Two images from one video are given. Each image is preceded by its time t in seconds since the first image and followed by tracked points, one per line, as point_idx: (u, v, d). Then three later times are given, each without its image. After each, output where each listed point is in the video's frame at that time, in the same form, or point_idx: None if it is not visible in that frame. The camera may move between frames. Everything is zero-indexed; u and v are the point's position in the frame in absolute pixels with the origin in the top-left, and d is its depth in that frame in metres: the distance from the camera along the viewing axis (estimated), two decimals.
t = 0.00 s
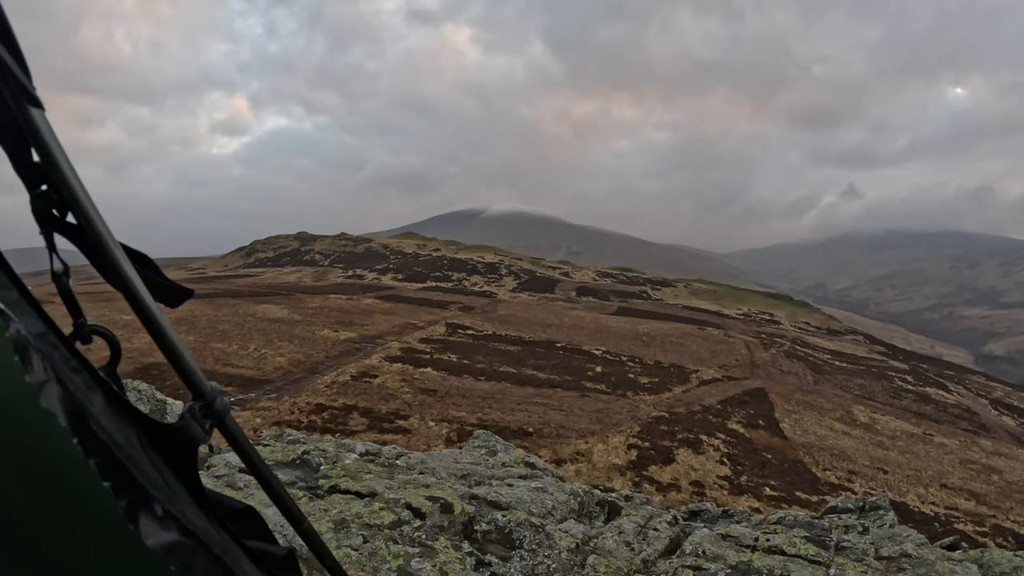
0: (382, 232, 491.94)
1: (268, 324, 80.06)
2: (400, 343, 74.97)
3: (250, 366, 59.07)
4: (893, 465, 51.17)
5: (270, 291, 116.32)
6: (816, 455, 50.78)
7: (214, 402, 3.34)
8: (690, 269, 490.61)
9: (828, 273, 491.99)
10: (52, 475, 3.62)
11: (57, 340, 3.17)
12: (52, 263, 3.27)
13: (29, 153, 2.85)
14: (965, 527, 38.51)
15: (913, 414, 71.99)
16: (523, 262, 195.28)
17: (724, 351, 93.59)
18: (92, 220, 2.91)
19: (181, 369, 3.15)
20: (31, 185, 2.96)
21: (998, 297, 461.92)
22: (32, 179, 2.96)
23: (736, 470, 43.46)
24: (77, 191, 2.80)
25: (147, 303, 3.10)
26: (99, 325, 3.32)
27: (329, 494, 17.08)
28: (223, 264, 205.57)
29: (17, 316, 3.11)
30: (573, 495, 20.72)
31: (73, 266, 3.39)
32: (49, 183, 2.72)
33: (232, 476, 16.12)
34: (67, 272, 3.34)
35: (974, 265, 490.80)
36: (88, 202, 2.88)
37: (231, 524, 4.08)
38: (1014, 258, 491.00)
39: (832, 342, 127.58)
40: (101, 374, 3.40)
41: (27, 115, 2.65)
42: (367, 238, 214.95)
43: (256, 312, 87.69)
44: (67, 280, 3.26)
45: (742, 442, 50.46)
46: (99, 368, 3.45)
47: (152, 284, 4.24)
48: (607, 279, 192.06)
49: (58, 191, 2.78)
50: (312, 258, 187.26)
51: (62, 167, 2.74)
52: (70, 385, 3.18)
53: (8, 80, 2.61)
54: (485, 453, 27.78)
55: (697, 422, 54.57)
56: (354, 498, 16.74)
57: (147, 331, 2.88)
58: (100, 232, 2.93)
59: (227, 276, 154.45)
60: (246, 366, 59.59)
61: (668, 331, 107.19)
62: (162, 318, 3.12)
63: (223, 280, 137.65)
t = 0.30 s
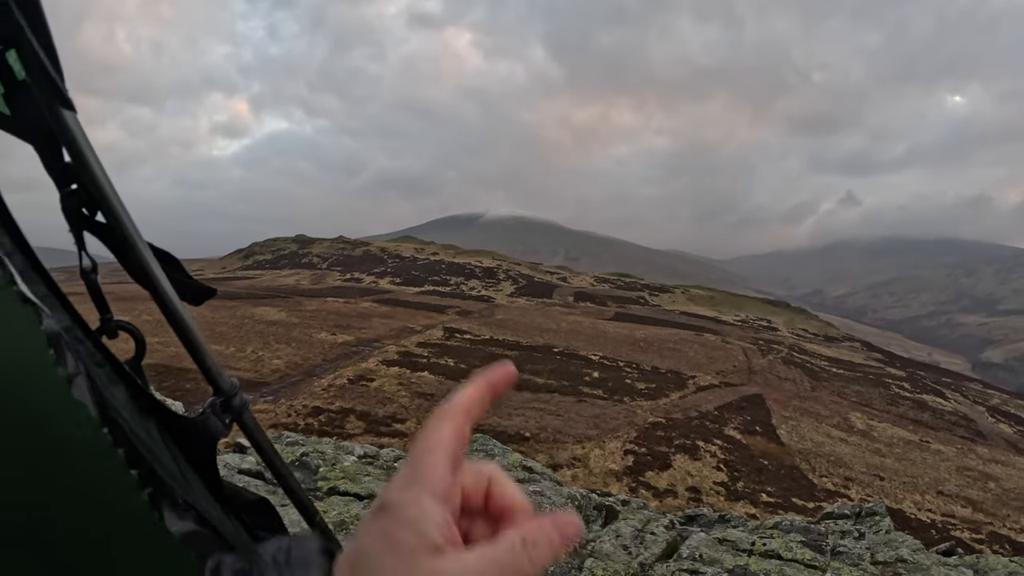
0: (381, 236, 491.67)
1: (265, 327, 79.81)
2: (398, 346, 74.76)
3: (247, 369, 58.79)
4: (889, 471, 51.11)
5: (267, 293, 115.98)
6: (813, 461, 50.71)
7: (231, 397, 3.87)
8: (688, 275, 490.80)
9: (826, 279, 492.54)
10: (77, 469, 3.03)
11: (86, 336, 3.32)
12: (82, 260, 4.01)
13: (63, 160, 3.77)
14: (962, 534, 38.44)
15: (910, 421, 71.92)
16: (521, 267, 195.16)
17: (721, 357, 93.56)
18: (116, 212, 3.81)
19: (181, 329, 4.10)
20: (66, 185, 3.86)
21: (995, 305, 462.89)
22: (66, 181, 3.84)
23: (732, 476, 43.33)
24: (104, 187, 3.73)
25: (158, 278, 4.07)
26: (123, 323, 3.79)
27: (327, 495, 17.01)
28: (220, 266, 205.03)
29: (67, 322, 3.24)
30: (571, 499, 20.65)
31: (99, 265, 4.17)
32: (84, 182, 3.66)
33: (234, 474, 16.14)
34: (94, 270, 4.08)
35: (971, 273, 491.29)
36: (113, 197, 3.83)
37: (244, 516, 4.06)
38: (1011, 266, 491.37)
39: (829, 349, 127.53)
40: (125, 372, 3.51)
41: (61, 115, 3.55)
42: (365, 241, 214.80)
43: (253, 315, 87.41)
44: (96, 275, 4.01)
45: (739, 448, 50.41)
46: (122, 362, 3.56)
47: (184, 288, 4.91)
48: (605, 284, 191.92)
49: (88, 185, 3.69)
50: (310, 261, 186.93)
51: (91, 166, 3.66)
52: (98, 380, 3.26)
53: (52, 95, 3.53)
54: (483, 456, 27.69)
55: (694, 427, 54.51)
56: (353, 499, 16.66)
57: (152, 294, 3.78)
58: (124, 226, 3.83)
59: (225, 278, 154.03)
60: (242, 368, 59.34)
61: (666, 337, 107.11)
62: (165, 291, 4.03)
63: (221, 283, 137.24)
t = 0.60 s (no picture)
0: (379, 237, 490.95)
1: (263, 328, 79.32)
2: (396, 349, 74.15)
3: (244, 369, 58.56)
4: (887, 476, 51.10)
5: (265, 295, 115.40)
6: (810, 465, 50.67)
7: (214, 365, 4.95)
8: (687, 278, 490.62)
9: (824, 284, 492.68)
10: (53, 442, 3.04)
11: (85, 332, 3.70)
12: (85, 266, 4.37)
13: (66, 162, 4.07)
14: (959, 539, 38.43)
15: (908, 425, 71.93)
16: (520, 270, 194.87)
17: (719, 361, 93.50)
18: (119, 214, 4.16)
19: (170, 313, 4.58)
20: (66, 190, 4.07)
21: (993, 310, 463.63)
22: (67, 183, 4.06)
23: (729, 480, 43.30)
24: (108, 194, 4.08)
25: (158, 280, 4.56)
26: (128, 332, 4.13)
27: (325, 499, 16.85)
28: (217, 267, 203.85)
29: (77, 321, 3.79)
30: (569, 502, 20.54)
31: (103, 270, 4.50)
32: (90, 190, 4.00)
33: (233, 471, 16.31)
34: (99, 278, 4.42)
35: (970, 278, 491.47)
36: (117, 202, 4.17)
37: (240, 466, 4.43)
38: (1011, 270, 491.29)
39: (827, 353, 127.54)
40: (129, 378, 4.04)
41: (66, 123, 3.88)
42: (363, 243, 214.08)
43: (251, 316, 86.88)
44: (100, 284, 4.38)
45: (736, 452, 50.36)
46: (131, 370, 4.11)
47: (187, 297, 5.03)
48: (603, 287, 191.72)
49: (92, 192, 4.02)
50: (308, 263, 186.26)
51: (96, 173, 4.01)
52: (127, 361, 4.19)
53: (58, 104, 3.85)
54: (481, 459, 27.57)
55: (692, 431, 54.51)
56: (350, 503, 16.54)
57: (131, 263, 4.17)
58: (128, 232, 4.20)
59: (222, 280, 153.16)
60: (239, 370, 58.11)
61: (665, 340, 106.99)
62: (166, 290, 4.58)
63: (218, 284, 136.39)
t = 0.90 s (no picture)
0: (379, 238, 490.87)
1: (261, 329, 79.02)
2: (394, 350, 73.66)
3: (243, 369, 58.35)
4: (886, 479, 51.07)
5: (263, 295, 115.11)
6: (809, 468, 50.66)
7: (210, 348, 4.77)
8: (686, 280, 490.63)
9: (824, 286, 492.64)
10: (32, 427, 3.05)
11: (95, 332, 3.87)
12: (97, 267, 4.37)
13: (79, 165, 4.10)
14: (958, 541, 38.44)
15: (907, 428, 71.94)
16: (519, 271, 194.80)
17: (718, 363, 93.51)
18: (130, 219, 4.17)
19: (174, 308, 4.59)
20: (78, 193, 4.10)
21: (992, 313, 464.09)
22: (80, 187, 4.09)
23: (728, 482, 43.31)
24: (119, 197, 4.11)
25: (165, 276, 4.54)
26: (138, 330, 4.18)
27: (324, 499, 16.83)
28: (216, 267, 203.36)
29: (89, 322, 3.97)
30: (569, 503, 20.52)
31: (113, 270, 4.50)
32: (103, 194, 4.03)
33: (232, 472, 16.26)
34: (109, 279, 4.41)
35: (969, 281, 491.87)
36: (129, 206, 4.20)
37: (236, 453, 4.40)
38: (1011, 273, 491.37)
39: (826, 355, 127.60)
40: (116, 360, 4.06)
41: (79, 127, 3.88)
42: (362, 244, 213.95)
43: (249, 316, 86.65)
44: (109, 284, 4.37)
45: (735, 454, 50.34)
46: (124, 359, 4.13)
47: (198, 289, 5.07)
48: (603, 289, 191.57)
49: (105, 195, 4.06)
50: (307, 263, 186.11)
51: (107, 177, 4.03)
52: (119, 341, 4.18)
53: (72, 108, 3.84)
54: (480, 460, 27.56)
55: (691, 433, 54.51)
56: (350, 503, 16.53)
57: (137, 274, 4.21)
58: (138, 234, 4.23)
59: (221, 280, 152.81)
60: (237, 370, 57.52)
61: (664, 342, 106.98)
62: (172, 287, 4.56)
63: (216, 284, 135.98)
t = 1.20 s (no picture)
0: (379, 238, 490.83)
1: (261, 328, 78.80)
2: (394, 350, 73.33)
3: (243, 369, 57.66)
4: (886, 479, 51.03)
5: (262, 295, 114.92)
6: (809, 469, 50.61)
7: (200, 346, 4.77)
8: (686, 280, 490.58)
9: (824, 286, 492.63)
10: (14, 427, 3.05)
11: (86, 330, 3.91)
12: (89, 264, 4.38)
13: (72, 162, 4.13)
14: (958, 543, 38.41)
15: (907, 429, 71.92)
16: (519, 271, 194.82)
17: (718, 363, 93.49)
18: (123, 212, 4.17)
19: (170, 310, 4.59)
20: (71, 191, 4.15)
21: (991, 314, 464.14)
22: (72, 184, 4.13)
23: (728, 482, 43.29)
24: (110, 189, 4.10)
25: (161, 276, 4.54)
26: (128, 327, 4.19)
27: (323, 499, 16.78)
28: (216, 267, 203.01)
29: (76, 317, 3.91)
30: (568, 504, 20.47)
31: (107, 268, 4.50)
32: (94, 186, 4.04)
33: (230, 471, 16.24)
34: (101, 277, 4.40)
35: (969, 282, 491.71)
36: (121, 201, 4.17)
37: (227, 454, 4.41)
38: (1011, 274, 491.34)
39: (827, 356, 127.59)
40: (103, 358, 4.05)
41: (69, 119, 3.90)
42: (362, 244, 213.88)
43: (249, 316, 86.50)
44: (103, 282, 4.36)
45: (735, 454, 50.33)
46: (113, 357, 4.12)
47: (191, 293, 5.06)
48: (603, 290, 191.34)
49: (95, 188, 4.06)
50: (307, 263, 186.06)
51: (100, 173, 4.04)
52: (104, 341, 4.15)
53: (62, 100, 3.88)
54: (480, 460, 27.55)
55: (690, 433, 54.46)
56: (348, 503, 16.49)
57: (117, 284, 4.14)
58: (131, 231, 4.23)
59: (221, 279, 152.63)
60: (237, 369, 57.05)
61: (664, 343, 106.84)
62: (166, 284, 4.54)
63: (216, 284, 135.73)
